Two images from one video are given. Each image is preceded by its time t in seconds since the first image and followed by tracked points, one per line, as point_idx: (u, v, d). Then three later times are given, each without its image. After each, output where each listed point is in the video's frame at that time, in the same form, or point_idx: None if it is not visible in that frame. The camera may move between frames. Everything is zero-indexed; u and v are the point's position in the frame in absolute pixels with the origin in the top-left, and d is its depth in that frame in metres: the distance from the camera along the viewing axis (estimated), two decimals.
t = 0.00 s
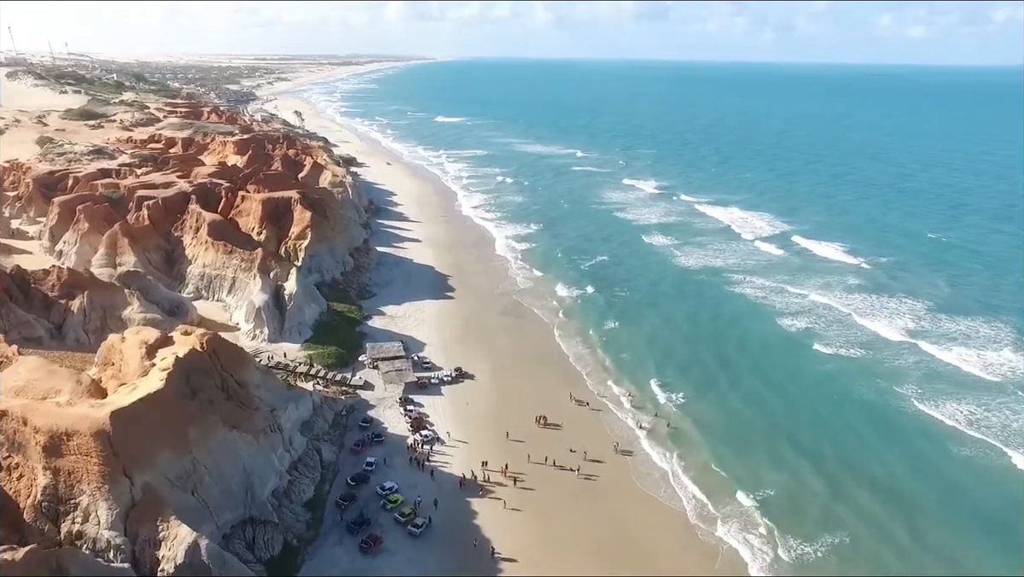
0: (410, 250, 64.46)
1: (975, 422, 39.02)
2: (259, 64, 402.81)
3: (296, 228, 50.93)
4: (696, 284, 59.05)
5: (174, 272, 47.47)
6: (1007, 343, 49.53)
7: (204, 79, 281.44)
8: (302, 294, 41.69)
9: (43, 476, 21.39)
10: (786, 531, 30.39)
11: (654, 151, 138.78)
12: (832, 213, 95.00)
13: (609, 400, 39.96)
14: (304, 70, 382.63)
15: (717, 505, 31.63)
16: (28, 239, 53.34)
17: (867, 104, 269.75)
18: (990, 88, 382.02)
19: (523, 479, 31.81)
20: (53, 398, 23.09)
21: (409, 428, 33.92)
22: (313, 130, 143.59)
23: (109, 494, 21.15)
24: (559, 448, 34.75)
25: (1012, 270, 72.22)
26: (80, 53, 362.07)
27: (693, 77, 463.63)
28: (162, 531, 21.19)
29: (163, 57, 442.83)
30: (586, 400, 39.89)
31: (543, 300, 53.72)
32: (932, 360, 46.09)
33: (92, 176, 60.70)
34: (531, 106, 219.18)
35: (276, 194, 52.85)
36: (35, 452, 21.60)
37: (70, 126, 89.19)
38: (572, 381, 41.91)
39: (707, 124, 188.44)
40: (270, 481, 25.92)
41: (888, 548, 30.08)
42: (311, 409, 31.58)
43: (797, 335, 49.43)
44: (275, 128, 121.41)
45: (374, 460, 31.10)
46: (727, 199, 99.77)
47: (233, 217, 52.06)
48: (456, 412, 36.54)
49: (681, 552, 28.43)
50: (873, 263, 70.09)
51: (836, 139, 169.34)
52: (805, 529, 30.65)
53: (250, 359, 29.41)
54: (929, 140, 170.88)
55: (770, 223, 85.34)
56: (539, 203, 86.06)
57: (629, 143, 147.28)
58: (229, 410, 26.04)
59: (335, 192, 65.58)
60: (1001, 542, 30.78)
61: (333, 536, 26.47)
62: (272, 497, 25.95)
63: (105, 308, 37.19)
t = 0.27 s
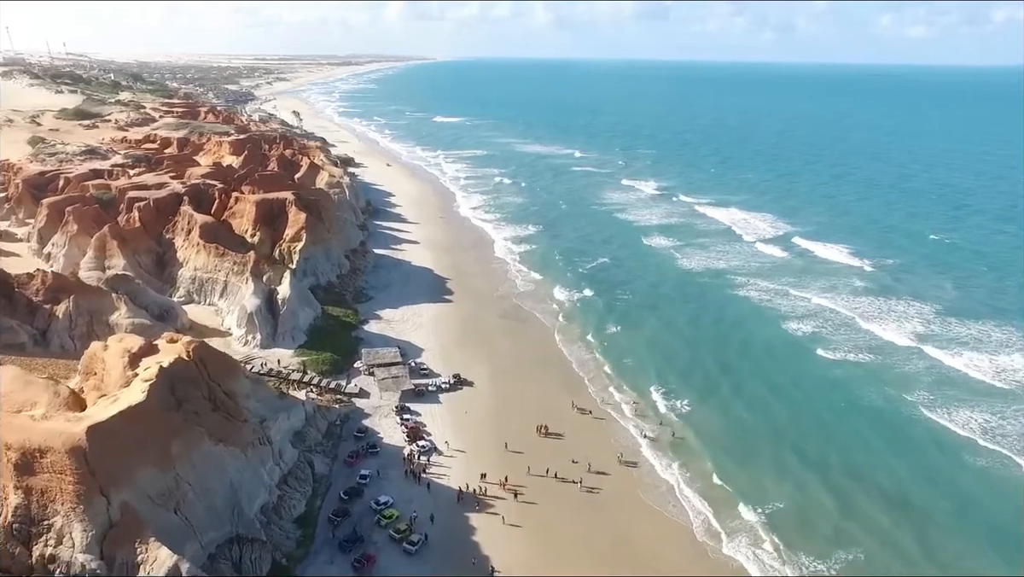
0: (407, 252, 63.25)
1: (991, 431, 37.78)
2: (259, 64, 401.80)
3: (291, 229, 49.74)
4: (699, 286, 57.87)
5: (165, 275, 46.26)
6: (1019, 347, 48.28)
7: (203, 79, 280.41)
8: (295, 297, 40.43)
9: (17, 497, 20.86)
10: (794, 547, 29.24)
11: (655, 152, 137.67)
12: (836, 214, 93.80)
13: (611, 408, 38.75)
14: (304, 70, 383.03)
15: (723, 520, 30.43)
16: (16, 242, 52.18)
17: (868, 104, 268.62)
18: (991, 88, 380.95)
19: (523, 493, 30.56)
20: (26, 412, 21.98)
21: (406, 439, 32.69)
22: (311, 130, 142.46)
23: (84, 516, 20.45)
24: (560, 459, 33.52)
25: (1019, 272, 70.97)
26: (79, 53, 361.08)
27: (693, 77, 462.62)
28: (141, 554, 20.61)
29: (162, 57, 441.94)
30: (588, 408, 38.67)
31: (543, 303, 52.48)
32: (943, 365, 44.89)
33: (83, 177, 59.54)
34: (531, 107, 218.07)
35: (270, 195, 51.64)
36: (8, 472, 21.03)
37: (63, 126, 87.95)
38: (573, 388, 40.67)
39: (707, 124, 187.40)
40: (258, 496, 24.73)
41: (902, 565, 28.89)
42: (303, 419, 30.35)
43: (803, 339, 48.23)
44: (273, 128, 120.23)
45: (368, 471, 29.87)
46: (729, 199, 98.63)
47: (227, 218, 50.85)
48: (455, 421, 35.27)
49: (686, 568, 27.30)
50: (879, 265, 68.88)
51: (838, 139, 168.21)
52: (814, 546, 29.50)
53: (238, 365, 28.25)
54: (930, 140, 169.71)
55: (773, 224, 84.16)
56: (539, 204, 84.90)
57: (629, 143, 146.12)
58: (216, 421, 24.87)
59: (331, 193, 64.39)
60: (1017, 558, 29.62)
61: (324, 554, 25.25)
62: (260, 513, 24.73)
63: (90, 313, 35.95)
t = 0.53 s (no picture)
0: (405, 254, 62.08)
1: (1007, 441, 36.62)
2: (258, 65, 400.62)
3: (286, 231, 48.56)
4: (703, 289, 56.64)
5: (156, 279, 45.10)
6: None
7: (201, 79, 279.29)
8: (289, 302, 39.27)
9: None
10: (803, 565, 28.09)
11: (656, 152, 136.46)
12: (840, 215, 92.55)
13: (614, 416, 37.57)
14: (303, 70, 382.16)
15: (731, 536, 29.26)
16: (5, 244, 51.04)
17: (869, 104, 267.58)
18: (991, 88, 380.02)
19: (523, 507, 29.40)
20: None
21: (402, 449, 31.49)
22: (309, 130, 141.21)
23: (57, 539, 19.22)
24: (562, 471, 32.32)
25: None
26: (77, 53, 360.09)
27: (693, 78, 461.42)
28: None
29: (160, 57, 440.96)
30: (591, 416, 37.47)
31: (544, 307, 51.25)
32: (955, 371, 43.66)
33: (74, 177, 58.37)
34: (531, 108, 216.95)
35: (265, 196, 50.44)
36: None
37: (57, 126, 86.78)
38: (576, 395, 39.47)
39: (708, 124, 186.33)
40: (246, 513, 23.57)
41: None
42: (295, 430, 29.19)
43: (810, 344, 47.04)
44: (270, 128, 119.09)
45: (362, 485, 28.70)
46: (732, 200, 97.42)
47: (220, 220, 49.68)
48: (453, 431, 34.08)
49: None
50: (886, 267, 67.60)
51: (840, 139, 167.04)
52: (824, 563, 28.35)
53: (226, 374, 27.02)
54: (932, 140, 168.54)
55: (777, 226, 82.93)
56: (539, 205, 83.72)
57: (630, 144, 145.03)
58: (202, 435, 23.73)
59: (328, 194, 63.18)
60: None
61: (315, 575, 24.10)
62: (248, 531, 23.59)
63: (77, 319, 34.81)
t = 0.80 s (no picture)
0: (403, 256, 60.86)
1: None
2: (258, 65, 400.01)
3: (280, 233, 47.34)
4: (707, 292, 55.47)
5: (147, 283, 43.90)
6: None
7: (200, 79, 278.12)
8: (282, 307, 37.98)
9: None
10: None
11: (657, 153, 135.35)
12: (844, 216, 91.38)
13: (617, 425, 36.37)
14: (303, 70, 381.30)
15: (740, 554, 28.05)
16: None
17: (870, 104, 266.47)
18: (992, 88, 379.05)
19: (523, 522, 28.18)
20: None
21: (398, 461, 30.29)
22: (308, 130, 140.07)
23: (24, 567, 18.04)
24: (564, 483, 31.12)
25: None
26: (76, 53, 359.10)
27: (691, 78, 463.20)
28: None
29: (159, 57, 439.91)
30: (593, 425, 36.23)
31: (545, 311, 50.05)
32: (967, 378, 42.47)
33: (65, 178, 57.16)
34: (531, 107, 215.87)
35: (259, 198, 49.21)
36: None
37: (51, 126, 85.56)
38: (577, 403, 38.25)
39: (709, 125, 185.15)
40: (232, 533, 22.36)
41: None
42: (286, 442, 27.94)
43: (818, 349, 45.84)
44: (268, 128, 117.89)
45: (356, 499, 27.48)
46: (734, 201, 96.32)
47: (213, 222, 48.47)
48: (451, 442, 32.85)
49: None
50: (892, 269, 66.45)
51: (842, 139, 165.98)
52: None
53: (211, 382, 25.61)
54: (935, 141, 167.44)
55: (780, 227, 81.79)
56: (539, 205, 82.55)
57: (631, 144, 143.87)
58: (187, 451, 22.53)
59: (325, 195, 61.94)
60: None
61: None
62: (233, 552, 22.38)
63: (62, 325, 33.61)
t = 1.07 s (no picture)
0: (401, 258, 59.67)
1: None
2: (258, 66, 399.09)
3: (274, 236, 46.13)
4: (711, 295, 54.26)
5: (136, 287, 42.68)
6: None
7: (199, 79, 277.07)
8: (275, 312, 36.70)
9: None
10: None
11: (659, 153, 134.21)
12: (848, 217, 90.19)
13: (621, 435, 35.17)
14: (302, 70, 380.83)
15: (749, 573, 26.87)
16: None
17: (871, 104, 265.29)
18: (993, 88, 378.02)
19: (523, 539, 27.00)
20: None
21: (394, 475, 29.09)
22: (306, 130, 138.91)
23: None
24: (566, 497, 29.87)
25: None
26: (75, 53, 358.31)
27: (691, 78, 462.46)
28: None
29: (159, 57, 439.09)
30: (597, 436, 34.93)
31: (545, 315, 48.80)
32: (981, 385, 41.26)
33: (56, 179, 55.96)
34: (531, 107, 214.80)
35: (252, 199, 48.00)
36: None
37: (44, 126, 84.36)
38: (579, 411, 37.07)
39: (710, 125, 184.00)
40: (217, 556, 21.30)
41: None
42: (276, 456, 26.79)
43: (825, 355, 44.66)
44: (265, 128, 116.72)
45: (349, 516, 26.34)
46: (737, 202, 95.17)
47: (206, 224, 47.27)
48: (449, 453, 31.65)
49: None
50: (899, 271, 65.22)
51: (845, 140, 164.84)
52: None
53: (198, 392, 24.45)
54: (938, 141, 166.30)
55: (784, 229, 80.62)
56: (540, 206, 81.34)
57: (631, 144, 142.73)
58: (169, 469, 21.48)
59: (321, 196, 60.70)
60: None
61: None
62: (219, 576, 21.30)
63: (45, 332, 32.41)
